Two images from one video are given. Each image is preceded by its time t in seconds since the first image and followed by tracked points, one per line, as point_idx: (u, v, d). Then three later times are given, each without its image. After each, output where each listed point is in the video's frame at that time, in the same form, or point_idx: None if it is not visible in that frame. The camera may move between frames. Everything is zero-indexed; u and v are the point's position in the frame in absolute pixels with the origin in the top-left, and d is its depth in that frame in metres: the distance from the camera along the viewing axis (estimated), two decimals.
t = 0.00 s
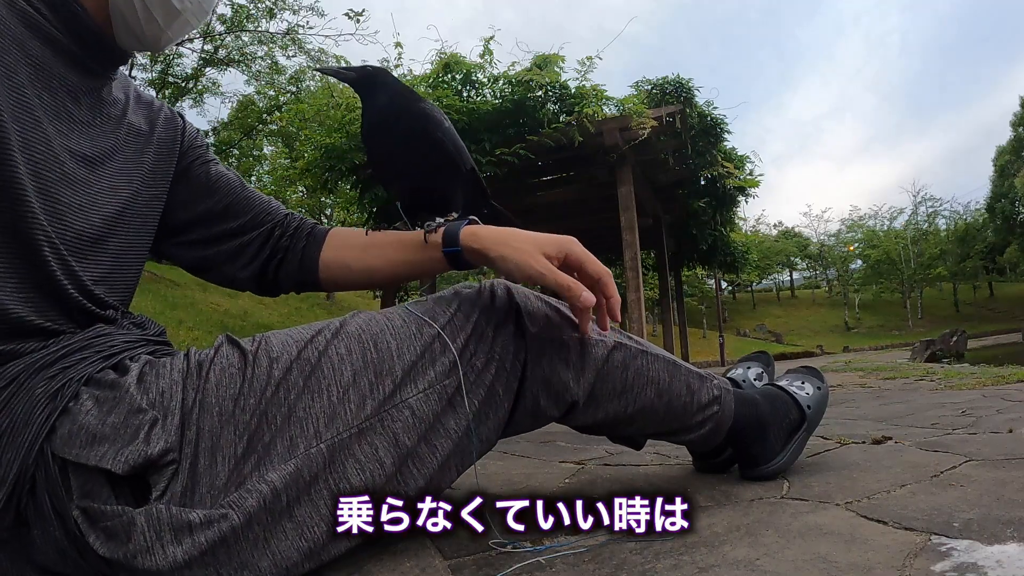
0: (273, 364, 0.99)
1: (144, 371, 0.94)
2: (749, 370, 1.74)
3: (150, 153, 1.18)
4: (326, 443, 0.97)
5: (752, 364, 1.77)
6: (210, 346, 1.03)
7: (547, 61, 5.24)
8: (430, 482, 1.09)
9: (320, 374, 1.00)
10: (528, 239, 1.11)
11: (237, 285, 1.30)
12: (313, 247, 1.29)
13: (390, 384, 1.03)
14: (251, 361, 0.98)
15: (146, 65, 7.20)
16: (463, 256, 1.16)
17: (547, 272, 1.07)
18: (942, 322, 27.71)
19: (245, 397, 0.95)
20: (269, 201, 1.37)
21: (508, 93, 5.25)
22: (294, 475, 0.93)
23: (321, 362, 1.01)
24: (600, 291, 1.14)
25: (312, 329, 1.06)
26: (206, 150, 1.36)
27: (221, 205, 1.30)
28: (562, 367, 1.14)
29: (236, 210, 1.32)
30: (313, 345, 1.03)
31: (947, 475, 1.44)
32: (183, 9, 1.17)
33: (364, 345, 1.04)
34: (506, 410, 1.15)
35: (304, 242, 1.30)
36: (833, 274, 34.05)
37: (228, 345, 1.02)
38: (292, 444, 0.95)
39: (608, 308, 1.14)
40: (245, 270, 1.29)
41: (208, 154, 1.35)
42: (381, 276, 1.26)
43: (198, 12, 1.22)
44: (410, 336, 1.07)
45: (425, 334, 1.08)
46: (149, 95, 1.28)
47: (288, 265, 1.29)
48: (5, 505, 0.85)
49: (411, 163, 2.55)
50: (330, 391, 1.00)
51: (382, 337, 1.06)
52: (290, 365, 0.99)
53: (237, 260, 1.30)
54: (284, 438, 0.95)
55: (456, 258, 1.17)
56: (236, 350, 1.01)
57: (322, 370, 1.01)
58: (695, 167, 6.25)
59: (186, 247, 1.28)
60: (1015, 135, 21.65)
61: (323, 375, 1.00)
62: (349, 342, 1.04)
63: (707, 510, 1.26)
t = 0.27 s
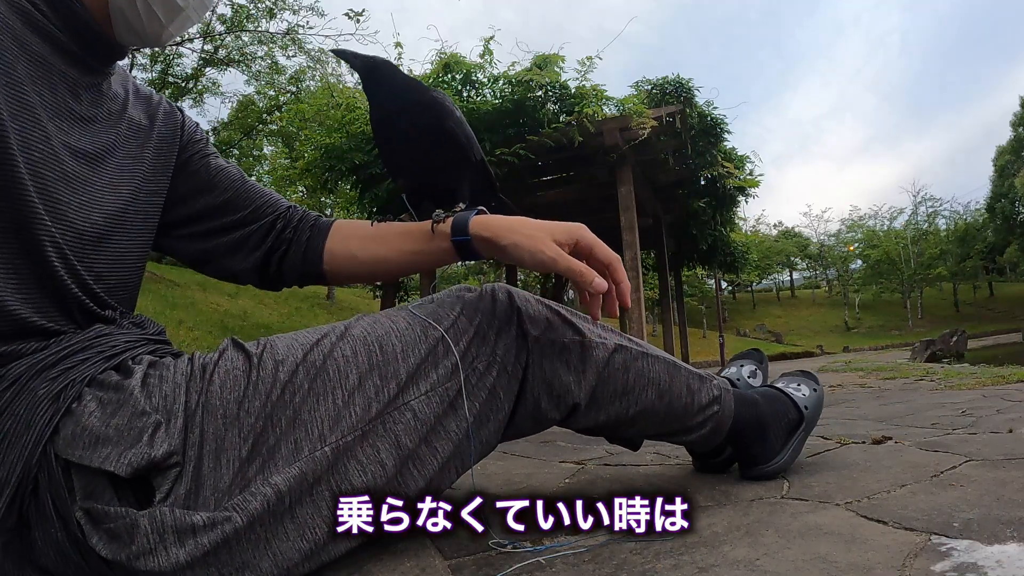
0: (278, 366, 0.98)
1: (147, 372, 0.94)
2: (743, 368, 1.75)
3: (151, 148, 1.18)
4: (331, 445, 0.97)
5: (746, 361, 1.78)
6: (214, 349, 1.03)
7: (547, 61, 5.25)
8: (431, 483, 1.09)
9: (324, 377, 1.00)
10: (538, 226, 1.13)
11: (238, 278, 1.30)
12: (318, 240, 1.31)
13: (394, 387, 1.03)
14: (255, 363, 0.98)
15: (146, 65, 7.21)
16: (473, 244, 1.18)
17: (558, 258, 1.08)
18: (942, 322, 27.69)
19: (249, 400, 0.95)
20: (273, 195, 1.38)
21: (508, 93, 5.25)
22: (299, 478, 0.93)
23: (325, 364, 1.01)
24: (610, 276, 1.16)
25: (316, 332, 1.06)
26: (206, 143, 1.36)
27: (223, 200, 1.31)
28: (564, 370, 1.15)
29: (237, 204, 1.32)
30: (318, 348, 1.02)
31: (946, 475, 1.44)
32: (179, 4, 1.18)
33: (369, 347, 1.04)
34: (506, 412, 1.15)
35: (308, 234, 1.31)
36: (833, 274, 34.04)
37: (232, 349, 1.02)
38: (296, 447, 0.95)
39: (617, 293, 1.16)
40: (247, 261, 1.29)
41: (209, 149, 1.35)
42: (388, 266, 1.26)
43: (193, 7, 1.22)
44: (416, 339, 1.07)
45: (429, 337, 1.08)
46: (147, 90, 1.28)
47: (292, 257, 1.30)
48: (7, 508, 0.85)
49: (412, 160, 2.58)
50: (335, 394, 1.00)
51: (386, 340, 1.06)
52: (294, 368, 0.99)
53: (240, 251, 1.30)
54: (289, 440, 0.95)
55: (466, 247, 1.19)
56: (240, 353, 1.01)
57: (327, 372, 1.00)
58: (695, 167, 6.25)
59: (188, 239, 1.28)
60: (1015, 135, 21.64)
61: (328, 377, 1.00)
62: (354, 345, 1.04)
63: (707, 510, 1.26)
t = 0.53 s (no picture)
0: (274, 365, 0.98)
1: (146, 372, 0.94)
2: (739, 364, 1.74)
3: (153, 148, 1.18)
4: (328, 444, 0.97)
5: (742, 357, 1.77)
6: (211, 346, 1.03)
7: (547, 60, 5.25)
8: (430, 483, 1.09)
9: (321, 376, 1.00)
10: (535, 226, 1.13)
11: (238, 282, 1.30)
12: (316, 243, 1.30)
13: (391, 387, 1.03)
14: (252, 362, 0.98)
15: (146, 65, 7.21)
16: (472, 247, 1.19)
17: (558, 258, 1.09)
18: (942, 322, 27.70)
19: (246, 399, 0.95)
20: (270, 196, 1.37)
21: (508, 93, 5.26)
22: (296, 477, 0.93)
23: (322, 364, 1.01)
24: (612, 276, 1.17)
25: (313, 331, 1.06)
26: (208, 146, 1.36)
27: (224, 202, 1.31)
28: (564, 370, 1.15)
29: (239, 207, 1.32)
30: (315, 347, 1.02)
31: (947, 475, 1.44)
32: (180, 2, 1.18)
33: (365, 347, 1.04)
34: (506, 412, 1.15)
35: (307, 238, 1.31)
36: (833, 274, 34.05)
37: (229, 346, 1.01)
38: (294, 446, 0.95)
39: (620, 292, 1.17)
40: (247, 266, 1.30)
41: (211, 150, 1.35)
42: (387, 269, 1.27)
43: (194, 5, 1.22)
44: (413, 338, 1.07)
45: (426, 337, 1.08)
46: (153, 91, 1.29)
47: (291, 262, 1.30)
48: (7, 507, 0.85)
49: (411, 160, 2.59)
50: (332, 393, 1.00)
51: (383, 340, 1.05)
52: (291, 367, 0.99)
53: (241, 256, 1.30)
54: (286, 439, 0.95)
55: (465, 250, 1.20)
56: (237, 351, 1.00)
57: (324, 371, 1.00)
58: (695, 167, 6.25)
59: (189, 243, 1.28)
60: (1015, 134, 21.65)
61: (325, 376, 1.00)
62: (350, 344, 1.04)
63: (706, 510, 1.26)
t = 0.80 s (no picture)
0: (272, 356, 0.98)
1: (151, 363, 0.94)
2: (739, 360, 1.74)
3: (180, 148, 1.21)
4: (325, 433, 0.97)
5: (741, 352, 1.77)
6: (213, 337, 1.03)
7: (547, 60, 5.25)
8: (428, 474, 1.09)
9: (318, 366, 1.00)
10: (541, 215, 1.13)
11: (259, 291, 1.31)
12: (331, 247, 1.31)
13: (387, 376, 1.03)
14: (251, 352, 0.98)
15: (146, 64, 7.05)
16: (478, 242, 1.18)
17: (566, 245, 1.09)
18: (942, 322, 27.68)
19: (245, 389, 0.94)
20: (290, 203, 1.38)
21: (508, 92, 5.26)
22: (293, 465, 0.93)
23: (318, 353, 1.01)
24: (627, 260, 1.20)
25: (309, 321, 1.05)
26: (229, 153, 1.38)
27: (242, 206, 1.32)
28: (561, 359, 1.14)
29: (256, 213, 1.32)
30: (312, 337, 1.02)
31: (947, 475, 1.44)
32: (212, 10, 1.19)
33: (362, 337, 1.04)
34: (503, 403, 1.15)
35: (323, 241, 1.31)
36: (833, 274, 34.04)
37: (228, 337, 1.01)
38: (291, 433, 0.95)
39: (636, 276, 1.21)
40: (266, 274, 1.30)
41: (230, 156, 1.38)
42: (408, 267, 1.26)
43: (224, 17, 1.24)
44: (408, 328, 1.07)
45: (422, 326, 1.08)
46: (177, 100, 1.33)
47: (307, 267, 1.30)
48: (7, 484, 0.89)
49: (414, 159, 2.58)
50: (329, 382, 0.99)
51: (379, 329, 1.05)
52: (288, 357, 0.99)
53: (259, 264, 1.31)
54: (283, 426, 0.95)
55: (471, 245, 1.19)
56: (236, 343, 1.00)
57: (321, 361, 1.00)
58: (695, 166, 6.25)
59: (208, 252, 1.28)
60: (1015, 135, 21.62)
61: (321, 366, 1.00)
62: (346, 334, 1.04)
63: (706, 510, 1.26)
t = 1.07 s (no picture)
0: (274, 358, 0.98)
1: (154, 363, 0.94)
2: (738, 360, 1.75)
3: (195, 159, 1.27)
4: (326, 436, 0.97)
5: (740, 351, 1.78)
6: (216, 339, 1.02)
7: (547, 60, 5.26)
8: (429, 477, 1.09)
9: (320, 368, 1.00)
10: (552, 217, 1.14)
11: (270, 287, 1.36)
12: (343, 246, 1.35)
13: (389, 380, 1.03)
14: (253, 355, 0.98)
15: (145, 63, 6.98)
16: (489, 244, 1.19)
17: (575, 250, 1.09)
18: (942, 322, 27.67)
19: (246, 392, 0.94)
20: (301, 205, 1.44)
21: (508, 93, 5.27)
22: (293, 468, 0.93)
23: (321, 356, 1.00)
24: (638, 263, 1.21)
25: (313, 324, 1.05)
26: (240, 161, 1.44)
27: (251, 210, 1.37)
28: (566, 364, 1.14)
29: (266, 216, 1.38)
30: (314, 340, 1.02)
31: (947, 475, 1.44)
32: (235, 24, 1.24)
33: (365, 340, 1.04)
34: (507, 407, 1.15)
35: (333, 240, 1.36)
36: (833, 274, 34.03)
37: (231, 340, 1.01)
38: (292, 436, 0.95)
39: (647, 278, 1.22)
40: (276, 271, 1.35)
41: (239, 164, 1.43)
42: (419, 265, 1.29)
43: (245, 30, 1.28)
44: (411, 332, 1.07)
45: (426, 330, 1.08)
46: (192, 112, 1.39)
47: (316, 265, 1.35)
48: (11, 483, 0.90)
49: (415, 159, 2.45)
50: (331, 385, 0.99)
51: (382, 333, 1.05)
52: (291, 359, 0.98)
53: (267, 263, 1.36)
54: (284, 430, 0.95)
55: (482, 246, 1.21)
56: (238, 346, 1.00)
57: (323, 364, 1.00)
58: (695, 166, 6.25)
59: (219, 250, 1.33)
60: (1015, 135, 21.62)
61: (324, 369, 1.00)
62: (350, 338, 1.03)
63: (706, 510, 1.26)
